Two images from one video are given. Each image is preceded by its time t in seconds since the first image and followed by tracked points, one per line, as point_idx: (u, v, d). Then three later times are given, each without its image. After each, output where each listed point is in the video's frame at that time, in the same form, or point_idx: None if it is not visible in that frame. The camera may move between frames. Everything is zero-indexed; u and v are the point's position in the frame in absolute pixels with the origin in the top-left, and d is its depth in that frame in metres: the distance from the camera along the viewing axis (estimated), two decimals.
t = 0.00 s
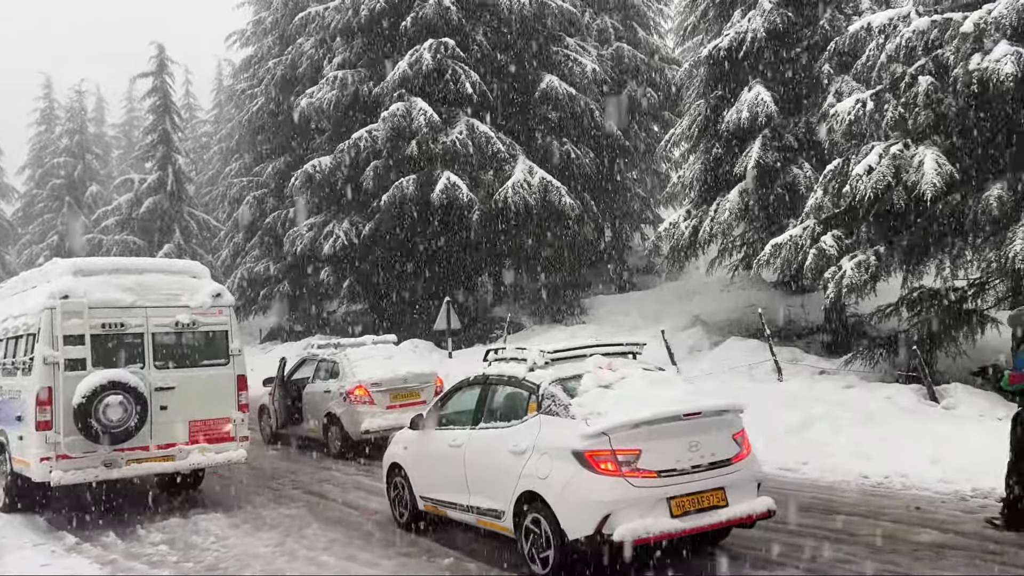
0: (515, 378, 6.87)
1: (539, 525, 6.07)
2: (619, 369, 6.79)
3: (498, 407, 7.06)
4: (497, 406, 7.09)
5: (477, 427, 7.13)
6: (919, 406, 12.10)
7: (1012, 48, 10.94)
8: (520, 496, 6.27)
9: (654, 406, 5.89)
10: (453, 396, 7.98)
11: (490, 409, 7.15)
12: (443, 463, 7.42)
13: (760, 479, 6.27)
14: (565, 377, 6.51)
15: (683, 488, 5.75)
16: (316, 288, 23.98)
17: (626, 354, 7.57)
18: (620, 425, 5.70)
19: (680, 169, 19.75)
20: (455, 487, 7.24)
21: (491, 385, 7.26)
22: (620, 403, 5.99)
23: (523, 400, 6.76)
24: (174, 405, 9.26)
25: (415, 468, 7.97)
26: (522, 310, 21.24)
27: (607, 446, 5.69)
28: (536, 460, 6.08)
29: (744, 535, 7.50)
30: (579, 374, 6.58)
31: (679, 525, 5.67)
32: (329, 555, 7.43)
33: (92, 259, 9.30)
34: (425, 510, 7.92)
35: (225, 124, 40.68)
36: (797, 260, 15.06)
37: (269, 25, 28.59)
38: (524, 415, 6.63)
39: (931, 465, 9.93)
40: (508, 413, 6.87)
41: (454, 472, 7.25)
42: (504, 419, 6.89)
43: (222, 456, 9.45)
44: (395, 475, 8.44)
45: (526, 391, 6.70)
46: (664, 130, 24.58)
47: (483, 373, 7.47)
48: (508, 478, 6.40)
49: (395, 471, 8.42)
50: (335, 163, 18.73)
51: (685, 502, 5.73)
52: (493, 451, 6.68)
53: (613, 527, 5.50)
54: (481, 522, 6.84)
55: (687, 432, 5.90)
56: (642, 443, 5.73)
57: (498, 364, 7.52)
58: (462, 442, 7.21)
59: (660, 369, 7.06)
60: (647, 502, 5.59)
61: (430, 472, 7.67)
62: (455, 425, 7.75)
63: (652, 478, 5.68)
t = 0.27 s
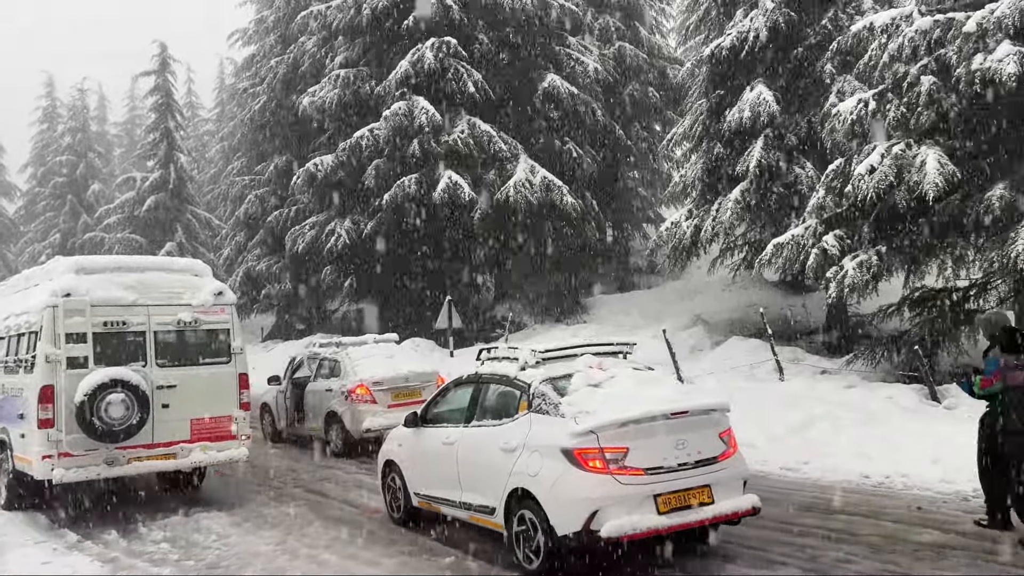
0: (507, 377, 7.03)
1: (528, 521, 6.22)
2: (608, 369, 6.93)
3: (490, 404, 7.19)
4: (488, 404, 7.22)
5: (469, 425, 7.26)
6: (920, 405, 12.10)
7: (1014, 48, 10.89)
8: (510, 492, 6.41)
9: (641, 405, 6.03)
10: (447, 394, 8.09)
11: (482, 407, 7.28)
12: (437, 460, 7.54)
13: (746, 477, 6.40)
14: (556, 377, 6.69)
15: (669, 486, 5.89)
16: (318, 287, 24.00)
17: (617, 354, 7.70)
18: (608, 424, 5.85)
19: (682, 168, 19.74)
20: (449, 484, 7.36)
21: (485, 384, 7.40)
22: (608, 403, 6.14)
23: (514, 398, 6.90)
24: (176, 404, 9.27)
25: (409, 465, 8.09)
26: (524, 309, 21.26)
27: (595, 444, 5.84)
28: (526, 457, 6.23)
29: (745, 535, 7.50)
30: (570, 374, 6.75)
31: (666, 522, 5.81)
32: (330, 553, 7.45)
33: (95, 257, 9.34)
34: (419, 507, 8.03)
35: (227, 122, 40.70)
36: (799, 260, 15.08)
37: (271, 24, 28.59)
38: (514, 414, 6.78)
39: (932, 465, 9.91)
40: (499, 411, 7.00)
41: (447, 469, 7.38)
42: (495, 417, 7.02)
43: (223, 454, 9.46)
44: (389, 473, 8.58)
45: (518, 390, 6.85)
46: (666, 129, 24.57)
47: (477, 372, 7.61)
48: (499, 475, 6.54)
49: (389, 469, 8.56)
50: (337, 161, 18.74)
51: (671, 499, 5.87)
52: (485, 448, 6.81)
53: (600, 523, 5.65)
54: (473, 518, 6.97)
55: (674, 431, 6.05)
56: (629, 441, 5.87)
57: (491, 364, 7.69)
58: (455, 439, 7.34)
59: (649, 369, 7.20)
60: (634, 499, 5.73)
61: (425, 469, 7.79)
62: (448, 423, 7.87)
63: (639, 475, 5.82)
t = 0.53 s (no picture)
0: (502, 376, 7.15)
1: (521, 518, 6.35)
2: (601, 368, 7.04)
3: (485, 403, 7.30)
4: (483, 403, 7.33)
5: (465, 423, 7.37)
6: (924, 405, 12.07)
7: (1019, 48, 10.84)
8: (503, 489, 6.53)
9: (632, 403, 6.15)
10: (443, 392, 8.18)
11: (477, 405, 7.40)
12: (433, 458, 7.65)
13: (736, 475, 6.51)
14: (549, 375, 6.81)
15: (659, 483, 6.01)
16: (321, 286, 24.03)
17: (609, 353, 7.81)
18: (599, 422, 5.98)
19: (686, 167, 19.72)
20: (445, 481, 7.48)
21: (480, 382, 7.51)
22: (600, 401, 6.25)
23: (508, 397, 7.01)
24: (179, 402, 9.29)
25: (405, 462, 8.20)
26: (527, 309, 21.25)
27: (586, 442, 5.96)
28: (519, 455, 6.36)
29: (747, 535, 7.50)
30: (564, 372, 6.86)
31: (655, 518, 5.92)
32: (333, 552, 7.46)
33: (99, 255, 9.36)
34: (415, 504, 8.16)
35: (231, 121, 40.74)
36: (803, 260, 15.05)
37: (275, 23, 28.62)
38: (509, 412, 6.89)
39: (936, 466, 9.89)
40: (495, 409, 7.11)
41: (442, 466, 7.51)
42: (490, 415, 7.13)
43: (227, 452, 9.47)
44: (386, 471, 8.73)
45: (512, 389, 6.97)
46: (670, 129, 24.55)
47: (472, 371, 7.72)
48: (492, 472, 6.67)
49: (386, 467, 8.70)
50: (341, 160, 18.75)
51: (661, 496, 6.00)
52: (478, 445, 6.94)
53: (591, 519, 5.77)
54: (468, 514, 7.10)
55: (664, 429, 6.16)
56: (620, 439, 6.00)
57: (487, 362, 7.80)
58: (450, 437, 7.46)
59: (641, 368, 7.31)
60: (624, 495, 5.85)
61: (421, 466, 7.89)
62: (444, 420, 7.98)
63: (629, 473, 5.94)
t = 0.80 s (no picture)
0: (498, 375, 7.21)
1: (515, 515, 6.44)
2: (595, 368, 7.10)
3: (480, 402, 7.37)
4: (479, 401, 7.40)
5: (461, 421, 7.45)
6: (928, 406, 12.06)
7: None
8: (497, 487, 6.62)
9: (625, 403, 6.21)
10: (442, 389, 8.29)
11: (473, 404, 7.48)
12: (430, 455, 7.73)
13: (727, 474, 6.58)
14: (544, 374, 6.86)
15: (651, 481, 6.08)
16: (325, 284, 24.05)
17: (604, 353, 7.93)
18: (592, 421, 6.03)
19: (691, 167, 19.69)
20: (441, 478, 7.57)
21: (476, 382, 7.58)
22: (593, 400, 6.31)
23: (503, 396, 7.08)
24: (184, 400, 9.30)
25: (403, 459, 8.30)
26: (532, 308, 21.24)
27: (579, 440, 6.02)
28: (514, 453, 6.43)
29: (751, 536, 7.49)
30: (558, 372, 6.91)
31: (646, 516, 5.99)
32: (336, 550, 7.46)
33: (105, 254, 9.38)
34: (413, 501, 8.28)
35: (236, 119, 40.80)
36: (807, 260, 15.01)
37: (280, 21, 28.64)
38: (504, 411, 6.97)
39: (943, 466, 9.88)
40: (490, 409, 7.18)
41: (439, 464, 7.59)
42: (485, 414, 7.21)
43: (231, 450, 9.49)
44: (384, 468, 8.83)
45: (507, 387, 7.03)
46: (675, 128, 24.51)
47: (468, 370, 7.80)
48: (487, 470, 6.76)
49: (384, 463, 8.79)
50: (345, 159, 18.75)
51: (653, 494, 6.06)
52: (474, 444, 7.02)
53: (583, 516, 5.84)
54: (464, 512, 7.20)
55: (656, 428, 6.22)
56: (612, 438, 6.05)
57: (483, 362, 7.87)
58: (447, 435, 7.53)
59: (635, 368, 7.37)
60: (616, 494, 5.92)
61: (418, 464, 7.99)
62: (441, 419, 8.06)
63: (622, 471, 6.01)
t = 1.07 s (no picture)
0: (494, 374, 7.31)
1: (511, 512, 6.52)
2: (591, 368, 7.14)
3: (478, 402, 7.46)
4: (477, 400, 7.50)
5: (459, 419, 7.54)
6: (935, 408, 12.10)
7: None
8: (494, 484, 6.70)
9: (619, 402, 6.25)
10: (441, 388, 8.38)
11: (471, 402, 7.57)
12: (429, 453, 7.82)
13: (719, 473, 6.63)
14: (540, 374, 6.96)
15: (644, 480, 6.12)
16: (330, 283, 24.07)
17: (600, 354, 8.02)
18: (586, 420, 6.07)
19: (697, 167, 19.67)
20: (439, 475, 7.65)
21: (474, 381, 7.67)
22: (587, 399, 6.35)
23: (500, 396, 7.17)
24: (190, 398, 9.31)
25: (402, 456, 8.38)
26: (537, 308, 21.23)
27: (573, 439, 6.07)
28: (510, 451, 6.49)
29: (756, 536, 7.50)
30: (554, 371, 7.00)
31: (639, 514, 6.04)
32: (342, 549, 7.47)
33: (110, 252, 9.39)
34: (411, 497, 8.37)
35: (242, 118, 40.84)
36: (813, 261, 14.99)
37: (286, 20, 28.66)
38: (500, 410, 7.07)
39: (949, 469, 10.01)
40: (487, 408, 7.28)
41: (437, 461, 7.68)
42: (483, 412, 7.30)
43: (237, 448, 9.51)
44: (384, 464, 8.92)
45: (503, 387, 7.12)
46: (681, 128, 24.47)
47: (466, 369, 7.89)
48: (484, 467, 6.85)
49: (383, 460, 8.88)
50: (350, 158, 18.77)
51: (645, 493, 6.11)
52: (472, 441, 7.10)
53: (576, 514, 5.90)
54: (461, 509, 7.28)
55: (650, 428, 6.26)
56: (606, 437, 6.09)
57: (481, 361, 7.97)
58: (445, 433, 7.61)
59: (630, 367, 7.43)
60: (609, 492, 5.96)
61: (417, 460, 8.07)
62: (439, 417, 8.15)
63: (614, 470, 6.05)
